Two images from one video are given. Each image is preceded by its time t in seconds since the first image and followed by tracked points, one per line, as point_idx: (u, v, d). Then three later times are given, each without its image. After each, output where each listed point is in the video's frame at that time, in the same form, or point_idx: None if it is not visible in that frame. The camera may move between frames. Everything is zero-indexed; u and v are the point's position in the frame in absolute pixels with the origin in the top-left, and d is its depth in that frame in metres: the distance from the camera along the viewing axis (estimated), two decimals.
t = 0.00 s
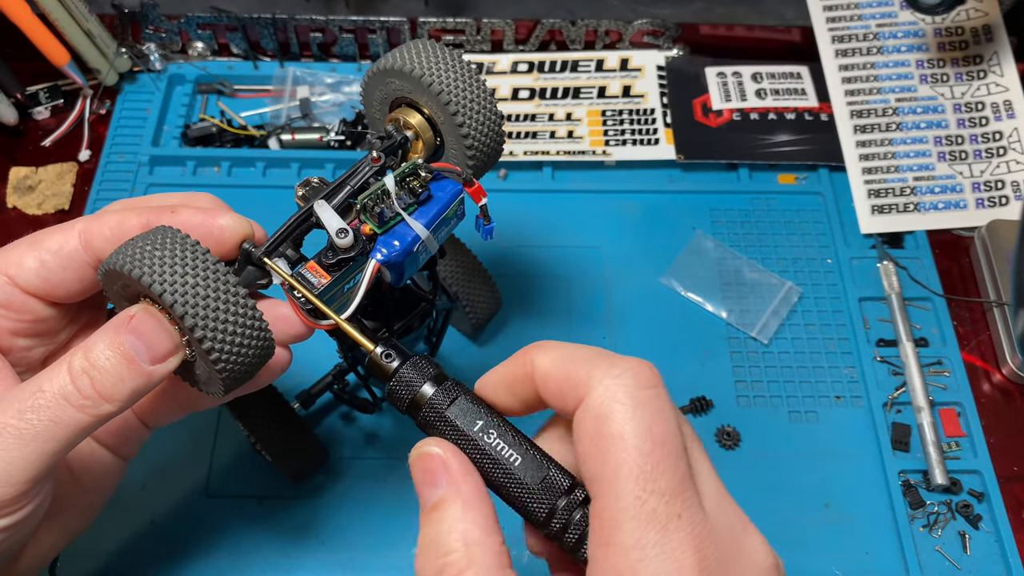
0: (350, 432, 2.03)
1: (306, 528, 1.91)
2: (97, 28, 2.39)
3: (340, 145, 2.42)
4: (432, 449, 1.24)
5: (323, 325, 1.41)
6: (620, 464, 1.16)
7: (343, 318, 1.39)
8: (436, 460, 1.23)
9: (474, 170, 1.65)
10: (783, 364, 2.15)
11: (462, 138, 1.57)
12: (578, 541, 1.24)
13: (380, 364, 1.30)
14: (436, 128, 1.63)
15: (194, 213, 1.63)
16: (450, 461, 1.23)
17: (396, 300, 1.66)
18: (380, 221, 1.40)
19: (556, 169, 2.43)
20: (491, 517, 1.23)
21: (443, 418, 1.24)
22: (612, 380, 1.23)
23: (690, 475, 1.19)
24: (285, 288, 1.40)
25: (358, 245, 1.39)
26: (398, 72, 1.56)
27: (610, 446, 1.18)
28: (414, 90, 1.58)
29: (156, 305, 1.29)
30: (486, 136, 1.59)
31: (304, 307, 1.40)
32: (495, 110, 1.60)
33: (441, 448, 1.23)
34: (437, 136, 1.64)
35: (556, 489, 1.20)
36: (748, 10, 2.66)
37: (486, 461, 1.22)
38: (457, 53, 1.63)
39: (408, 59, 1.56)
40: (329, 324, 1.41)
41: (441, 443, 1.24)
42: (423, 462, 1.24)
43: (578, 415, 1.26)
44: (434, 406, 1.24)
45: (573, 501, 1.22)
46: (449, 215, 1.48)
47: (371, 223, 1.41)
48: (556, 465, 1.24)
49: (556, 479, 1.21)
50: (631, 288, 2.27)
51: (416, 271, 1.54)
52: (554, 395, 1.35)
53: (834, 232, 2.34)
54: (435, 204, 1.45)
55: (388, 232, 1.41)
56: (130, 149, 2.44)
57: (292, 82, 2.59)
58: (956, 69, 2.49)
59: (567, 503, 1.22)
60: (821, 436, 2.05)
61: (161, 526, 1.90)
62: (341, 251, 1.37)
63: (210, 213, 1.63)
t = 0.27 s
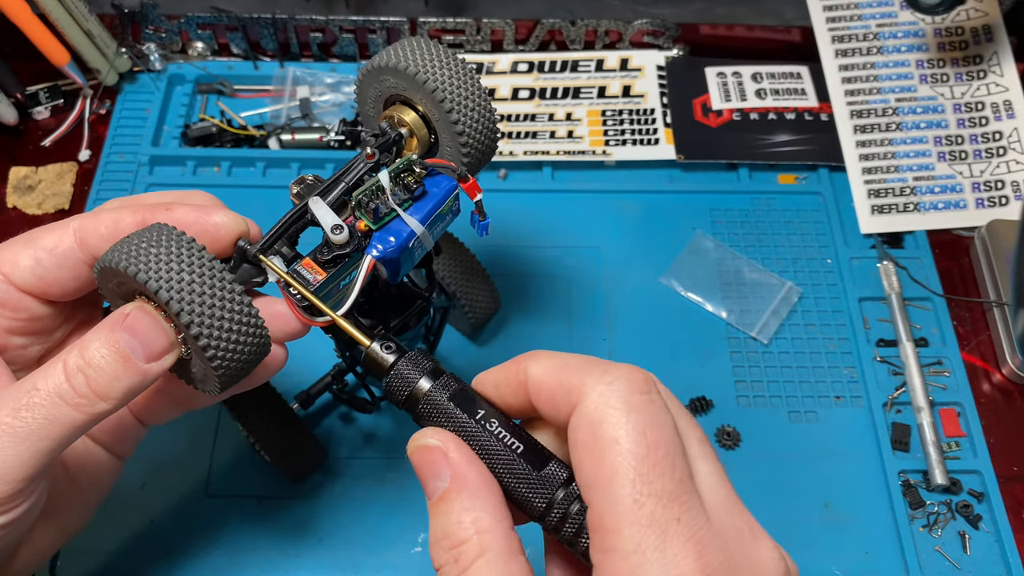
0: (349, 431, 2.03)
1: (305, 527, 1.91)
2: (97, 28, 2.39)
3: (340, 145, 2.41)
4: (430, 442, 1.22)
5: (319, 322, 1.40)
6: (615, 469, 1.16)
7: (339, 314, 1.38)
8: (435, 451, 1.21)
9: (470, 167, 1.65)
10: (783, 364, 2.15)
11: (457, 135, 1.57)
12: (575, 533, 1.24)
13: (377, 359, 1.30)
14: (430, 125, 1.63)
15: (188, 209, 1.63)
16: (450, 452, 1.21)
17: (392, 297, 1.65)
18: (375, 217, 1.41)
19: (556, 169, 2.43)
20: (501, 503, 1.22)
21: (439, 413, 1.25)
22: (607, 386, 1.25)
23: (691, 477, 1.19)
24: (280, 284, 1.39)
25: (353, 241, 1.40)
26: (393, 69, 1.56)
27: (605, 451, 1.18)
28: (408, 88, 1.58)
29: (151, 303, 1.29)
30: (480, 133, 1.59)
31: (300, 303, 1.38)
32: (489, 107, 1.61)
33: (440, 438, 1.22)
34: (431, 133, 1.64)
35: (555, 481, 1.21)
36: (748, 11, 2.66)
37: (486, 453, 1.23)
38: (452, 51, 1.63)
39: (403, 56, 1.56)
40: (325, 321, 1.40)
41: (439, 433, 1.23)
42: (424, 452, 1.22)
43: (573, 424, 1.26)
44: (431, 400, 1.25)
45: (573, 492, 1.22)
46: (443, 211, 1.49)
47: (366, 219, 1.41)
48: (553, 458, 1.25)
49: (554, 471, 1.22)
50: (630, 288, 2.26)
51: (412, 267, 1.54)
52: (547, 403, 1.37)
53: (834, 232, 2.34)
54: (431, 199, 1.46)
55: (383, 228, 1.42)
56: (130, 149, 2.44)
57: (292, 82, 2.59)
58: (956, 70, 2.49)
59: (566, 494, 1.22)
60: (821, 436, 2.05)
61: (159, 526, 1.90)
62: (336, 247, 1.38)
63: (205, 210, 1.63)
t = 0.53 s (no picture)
0: (350, 432, 2.03)
1: (305, 528, 1.91)
2: (97, 28, 2.39)
3: (340, 145, 2.41)
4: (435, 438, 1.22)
5: (320, 324, 1.40)
6: (619, 470, 1.16)
7: (341, 316, 1.38)
8: (440, 448, 1.21)
9: (471, 168, 1.65)
10: (783, 364, 2.15)
11: (458, 136, 1.57)
12: (578, 536, 1.24)
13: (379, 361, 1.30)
14: (432, 126, 1.63)
15: (190, 210, 1.63)
16: (455, 449, 1.21)
17: (393, 298, 1.66)
18: (377, 218, 1.41)
19: (556, 169, 2.43)
20: (508, 500, 1.21)
21: (441, 415, 1.26)
22: (608, 391, 1.26)
23: (693, 477, 1.19)
24: (283, 286, 1.39)
25: (356, 243, 1.39)
26: (395, 70, 1.56)
27: (609, 453, 1.18)
28: (410, 89, 1.58)
29: (154, 304, 1.29)
30: (481, 133, 1.59)
31: (302, 305, 1.39)
32: (490, 108, 1.61)
33: (446, 435, 1.22)
34: (432, 134, 1.64)
35: (557, 483, 1.24)
36: (748, 11, 2.66)
37: (488, 447, 1.25)
38: (453, 52, 1.63)
39: (404, 58, 1.56)
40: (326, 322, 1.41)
41: (444, 430, 1.23)
42: (429, 450, 1.22)
43: (574, 429, 1.26)
44: (434, 402, 1.27)
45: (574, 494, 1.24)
46: (445, 212, 1.49)
47: (368, 220, 1.41)
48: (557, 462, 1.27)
49: (554, 473, 1.25)
50: (631, 288, 2.26)
51: (414, 269, 1.54)
52: (549, 408, 1.38)
53: (834, 232, 2.34)
54: (433, 201, 1.45)
55: (386, 229, 1.41)
56: (130, 149, 2.44)
57: (292, 82, 2.59)
58: (956, 70, 2.49)
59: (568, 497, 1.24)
60: (821, 436, 2.05)
61: (160, 526, 1.90)
62: (339, 248, 1.37)
63: (206, 211, 1.63)
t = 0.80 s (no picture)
0: (350, 432, 2.03)
1: (305, 528, 1.91)
2: (97, 28, 2.39)
3: (340, 145, 2.41)
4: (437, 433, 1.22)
5: (320, 324, 1.41)
6: (618, 468, 1.16)
7: (341, 317, 1.38)
8: (442, 443, 1.21)
9: (471, 168, 1.65)
10: (783, 364, 2.15)
11: (458, 136, 1.57)
12: (578, 537, 1.24)
13: (379, 361, 1.30)
14: (431, 126, 1.63)
15: (190, 210, 1.63)
16: (457, 444, 1.21)
17: (392, 298, 1.65)
18: (377, 218, 1.41)
19: (556, 169, 2.43)
20: (508, 498, 1.21)
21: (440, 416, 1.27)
22: (604, 391, 1.25)
23: (691, 474, 1.19)
24: (283, 286, 1.39)
25: (356, 243, 1.39)
26: (394, 70, 1.56)
27: (606, 452, 1.18)
28: (409, 89, 1.58)
29: (154, 304, 1.29)
30: (481, 134, 1.59)
31: (302, 304, 1.39)
32: (490, 108, 1.61)
33: (447, 431, 1.22)
34: (432, 134, 1.64)
35: (557, 483, 1.24)
36: (748, 10, 2.66)
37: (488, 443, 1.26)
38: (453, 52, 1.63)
39: (404, 58, 1.56)
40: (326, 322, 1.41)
41: (446, 426, 1.23)
42: (431, 445, 1.22)
43: (572, 430, 1.26)
44: (433, 403, 1.27)
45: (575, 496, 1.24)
46: (445, 212, 1.49)
47: (368, 220, 1.41)
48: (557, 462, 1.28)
49: (555, 473, 1.25)
50: (631, 288, 2.27)
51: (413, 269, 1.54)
52: (546, 412, 1.38)
53: (834, 232, 2.34)
54: (433, 200, 1.45)
55: (385, 229, 1.41)
56: (130, 149, 2.44)
57: (292, 82, 2.59)
58: (956, 69, 2.49)
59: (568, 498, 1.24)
60: (821, 435, 2.05)
61: (159, 526, 1.90)
62: (339, 248, 1.37)
63: (206, 211, 1.63)
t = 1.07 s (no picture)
0: (350, 432, 2.03)
1: (305, 528, 1.91)
2: (97, 28, 2.39)
3: (340, 145, 2.41)
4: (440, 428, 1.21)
5: (320, 325, 1.41)
6: (612, 467, 1.17)
7: (341, 317, 1.39)
8: (446, 439, 1.21)
9: (471, 168, 1.65)
10: (783, 364, 2.15)
11: (458, 136, 1.57)
12: (578, 539, 1.24)
13: (380, 362, 1.30)
14: (432, 127, 1.63)
15: (190, 211, 1.63)
16: (461, 441, 1.21)
17: (392, 299, 1.65)
18: (377, 219, 1.40)
19: (556, 169, 2.43)
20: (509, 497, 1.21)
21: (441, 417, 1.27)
22: (598, 394, 1.25)
23: (687, 471, 1.19)
24: (284, 286, 1.39)
25: (357, 243, 1.39)
26: (394, 71, 1.56)
27: (601, 452, 1.18)
28: (409, 89, 1.58)
29: (154, 305, 1.29)
30: (481, 134, 1.59)
31: (303, 305, 1.39)
32: (490, 108, 1.61)
33: (451, 426, 1.21)
34: (432, 134, 1.64)
35: (557, 485, 1.24)
36: (748, 10, 2.66)
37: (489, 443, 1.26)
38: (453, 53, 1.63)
39: (404, 58, 1.56)
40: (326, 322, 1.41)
41: (450, 421, 1.22)
42: (434, 441, 1.21)
43: (567, 431, 1.26)
44: (434, 404, 1.27)
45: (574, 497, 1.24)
46: (445, 212, 1.48)
47: (369, 221, 1.41)
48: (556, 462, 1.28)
49: (556, 474, 1.25)
50: (631, 288, 2.27)
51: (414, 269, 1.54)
52: (541, 416, 1.38)
53: (834, 232, 2.34)
54: (433, 201, 1.45)
55: (386, 230, 1.41)
56: (130, 149, 2.44)
57: (292, 82, 2.59)
58: (956, 70, 2.49)
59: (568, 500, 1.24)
60: (822, 436, 2.05)
61: (160, 526, 1.90)
62: (340, 248, 1.37)
63: (207, 211, 1.63)
